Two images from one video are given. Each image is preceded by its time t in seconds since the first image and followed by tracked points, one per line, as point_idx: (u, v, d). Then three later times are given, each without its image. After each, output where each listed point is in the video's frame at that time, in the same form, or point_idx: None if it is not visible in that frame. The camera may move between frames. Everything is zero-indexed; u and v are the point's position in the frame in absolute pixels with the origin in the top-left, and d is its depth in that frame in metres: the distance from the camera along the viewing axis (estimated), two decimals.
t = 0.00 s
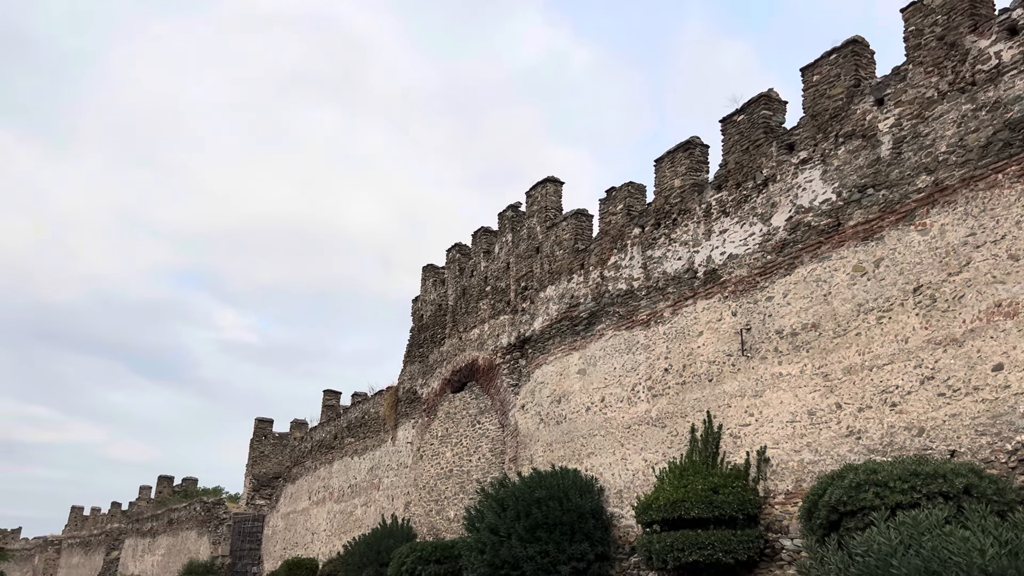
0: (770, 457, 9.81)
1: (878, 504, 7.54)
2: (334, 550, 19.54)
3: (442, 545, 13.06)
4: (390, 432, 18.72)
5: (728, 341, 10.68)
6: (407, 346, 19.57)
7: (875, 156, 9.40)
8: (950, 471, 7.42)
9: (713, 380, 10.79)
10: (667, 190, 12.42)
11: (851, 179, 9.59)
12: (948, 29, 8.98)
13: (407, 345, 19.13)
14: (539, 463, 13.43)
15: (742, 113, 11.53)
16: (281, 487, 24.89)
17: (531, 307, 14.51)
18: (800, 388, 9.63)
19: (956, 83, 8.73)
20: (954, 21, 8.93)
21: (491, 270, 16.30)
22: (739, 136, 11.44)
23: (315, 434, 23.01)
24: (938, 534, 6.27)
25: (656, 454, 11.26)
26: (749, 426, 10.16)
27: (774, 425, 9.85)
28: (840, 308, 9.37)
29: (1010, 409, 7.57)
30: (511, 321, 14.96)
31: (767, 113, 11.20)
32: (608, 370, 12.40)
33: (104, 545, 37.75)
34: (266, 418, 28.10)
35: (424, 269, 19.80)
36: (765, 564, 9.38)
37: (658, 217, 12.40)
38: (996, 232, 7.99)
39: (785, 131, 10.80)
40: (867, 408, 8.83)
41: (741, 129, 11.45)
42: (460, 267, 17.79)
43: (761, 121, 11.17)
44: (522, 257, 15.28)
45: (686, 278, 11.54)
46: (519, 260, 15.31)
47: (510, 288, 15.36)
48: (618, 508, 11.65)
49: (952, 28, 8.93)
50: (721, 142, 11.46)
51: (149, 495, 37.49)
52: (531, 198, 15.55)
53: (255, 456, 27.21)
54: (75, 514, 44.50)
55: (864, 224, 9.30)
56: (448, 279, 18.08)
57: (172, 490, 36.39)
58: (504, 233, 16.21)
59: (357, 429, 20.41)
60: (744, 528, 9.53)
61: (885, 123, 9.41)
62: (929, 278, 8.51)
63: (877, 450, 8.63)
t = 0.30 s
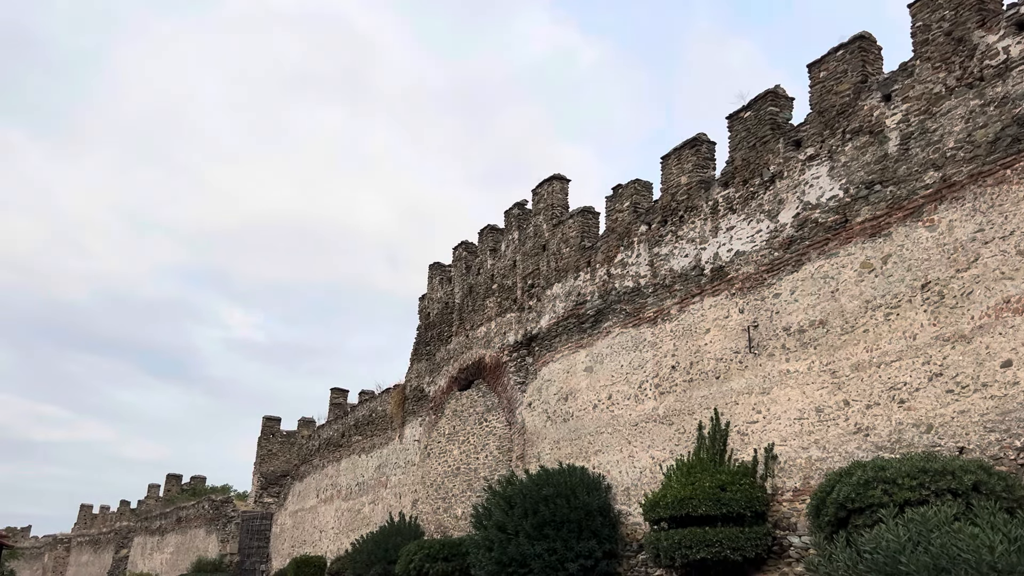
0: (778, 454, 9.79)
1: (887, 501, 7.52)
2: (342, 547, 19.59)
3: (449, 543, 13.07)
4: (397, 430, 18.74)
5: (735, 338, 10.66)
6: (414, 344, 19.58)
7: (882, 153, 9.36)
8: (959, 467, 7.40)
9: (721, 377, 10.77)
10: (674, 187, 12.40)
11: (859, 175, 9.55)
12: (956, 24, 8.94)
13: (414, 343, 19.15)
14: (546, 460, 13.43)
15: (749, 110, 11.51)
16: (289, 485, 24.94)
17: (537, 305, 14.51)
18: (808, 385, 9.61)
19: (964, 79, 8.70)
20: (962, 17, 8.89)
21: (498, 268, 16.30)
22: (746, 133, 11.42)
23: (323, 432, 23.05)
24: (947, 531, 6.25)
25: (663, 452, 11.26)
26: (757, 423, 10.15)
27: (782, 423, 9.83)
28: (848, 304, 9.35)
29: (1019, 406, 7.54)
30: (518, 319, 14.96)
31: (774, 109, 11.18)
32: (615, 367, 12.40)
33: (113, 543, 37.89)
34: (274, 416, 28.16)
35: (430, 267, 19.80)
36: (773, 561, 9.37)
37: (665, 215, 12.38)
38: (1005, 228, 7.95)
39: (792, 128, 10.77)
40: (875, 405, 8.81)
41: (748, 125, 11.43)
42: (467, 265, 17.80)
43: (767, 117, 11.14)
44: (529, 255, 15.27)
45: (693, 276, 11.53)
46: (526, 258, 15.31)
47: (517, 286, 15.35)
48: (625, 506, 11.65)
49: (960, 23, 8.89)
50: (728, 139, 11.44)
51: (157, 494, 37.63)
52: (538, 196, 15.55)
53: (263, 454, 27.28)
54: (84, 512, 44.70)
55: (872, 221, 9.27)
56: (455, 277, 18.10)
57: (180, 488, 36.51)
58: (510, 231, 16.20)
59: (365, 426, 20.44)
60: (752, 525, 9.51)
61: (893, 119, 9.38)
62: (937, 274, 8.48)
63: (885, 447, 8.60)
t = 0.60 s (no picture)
0: (785, 451, 9.78)
1: (894, 498, 7.51)
2: (349, 545, 19.63)
3: (457, 540, 13.09)
4: (404, 428, 18.77)
5: (742, 335, 10.65)
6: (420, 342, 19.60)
7: (889, 148, 9.34)
8: (967, 464, 7.39)
9: (728, 374, 10.76)
10: (680, 184, 12.38)
11: (866, 171, 9.53)
12: (963, 20, 8.90)
13: (420, 341, 19.17)
14: (553, 458, 13.43)
15: (755, 106, 11.49)
16: (296, 483, 25.00)
17: (544, 303, 14.51)
18: (815, 382, 9.60)
19: (972, 74, 8.67)
20: (969, 12, 8.85)
21: (504, 266, 16.31)
22: (753, 130, 11.40)
23: (330, 430, 23.10)
24: (955, 528, 6.22)
25: (671, 449, 11.25)
26: (764, 420, 10.14)
27: (789, 420, 9.82)
28: (855, 301, 9.33)
29: None
30: (525, 316, 14.96)
31: (780, 106, 11.15)
32: (622, 365, 12.39)
33: (122, 541, 38.05)
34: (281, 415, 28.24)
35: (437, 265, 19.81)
36: (781, 558, 9.37)
37: (671, 212, 12.37)
38: (1013, 223, 7.92)
39: (799, 124, 10.75)
40: (883, 402, 8.79)
41: (754, 122, 11.41)
42: (473, 263, 17.81)
43: (774, 114, 11.12)
44: (535, 252, 15.27)
45: (699, 273, 11.51)
46: (532, 256, 15.31)
47: (523, 283, 15.36)
48: (632, 503, 11.65)
49: (967, 18, 8.85)
50: (734, 135, 11.41)
51: (165, 492, 37.78)
52: (544, 193, 15.54)
53: (270, 452, 27.37)
54: (93, 510, 44.92)
55: (879, 217, 9.25)
56: (461, 275, 18.11)
57: (188, 487, 36.64)
58: (517, 229, 16.20)
59: (372, 425, 20.47)
60: (759, 522, 9.50)
61: (900, 115, 9.35)
62: (945, 270, 8.46)
63: (893, 444, 8.59)
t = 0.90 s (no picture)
0: (792, 448, 9.77)
1: (902, 494, 7.50)
2: (357, 542, 19.68)
3: (465, 537, 13.10)
4: (411, 425, 18.80)
5: (749, 331, 10.64)
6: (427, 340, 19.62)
7: (896, 144, 9.31)
8: (975, 460, 7.38)
9: (734, 371, 10.75)
10: (687, 180, 12.36)
11: (873, 166, 9.50)
12: (970, 14, 8.86)
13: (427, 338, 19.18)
14: (560, 455, 13.44)
15: (761, 102, 11.46)
16: (304, 481, 25.06)
17: (550, 299, 14.51)
18: (822, 378, 9.58)
19: (979, 69, 8.63)
20: (976, 6, 8.81)
21: (510, 263, 16.31)
22: (759, 125, 11.37)
23: (337, 428, 23.15)
24: (963, 524, 6.15)
25: (678, 445, 11.25)
26: (771, 416, 10.13)
27: (796, 416, 9.81)
28: (862, 297, 9.31)
29: None
30: (531, 313, 14.96)
31: (786, 101, 11.13)
32: (628, 361, 12.39)
33: (131, 539, 38.21)
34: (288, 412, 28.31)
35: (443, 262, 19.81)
36: (789, 554, 9.37)
37: (677, 208, 12.35)
38: (1020, 218, 7.89)
39: (805, 120, 10.72)
40: (890, 398, 8.77)
41: (760, 118, 11.38)
42: (479, 260, 17.80)
43: (780, 109, 11.09)
44: (541, 249, 15.26)
45: (706, 269, 11.50)
46: (538, 253, 15.30)
47: (530, 280, 15.35)
48: (639, 500, 11.65)
49: (974, 13, 8.81)
50: (740, 131, 11.39)
51: (174, 489, 37.90)
52: (550, 190, 15.54)
53: (278, 450, 27.44)
54: (102, 508, 45.11)
55: (886, 213, 9.23)
56: (467, 272, 18.11)
57: (196, 485, 36.77)
58: (523, 226, 16.20)
59: (379, 422, 20.51)
60: (766, 518, 9.50)
61: (907, 110, 9.32)
62: (952, 266, 8.43)
63: (900, 440, 8.57)
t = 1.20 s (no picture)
0: (800, 443, 9.77)
1: (910, 489, 7.50)
2: (365, 538, 19.73)
3: (472, 533, 13.12)
4: (418, 422, 18.82)
5: (756, 327, 10.63)
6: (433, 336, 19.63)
7: (903, 138, 9.28)
8: (983, 455, 7.38)
9: (741, 366, 10.74)
10: (693, 176, 12.34)
11: (880, 161, 9.47)
12: (978, 7, 8.82)
13: (433, 335, 19.20)
14: (567, 451, 13.45)
15: (768, 97, 11.44)
16: (311, 477, 25.12)
17: (556, 296, 14.51)
18: (829, 373, 9.57)
19: (986, 62, 8.60)
20: None
21: (516, 259, 16.31)
22: (765, 120, 11.35)
23: (344, 424, 23.19)
24: (971, 520, 6.05)
25: (685, 441, 11.24)
26: (778, 412, 10.12)
27: (803, 411, 9.80)
28: (870, 292, 9.29)
29: None
30: (537, 309, 14.96)
31: (793, 96, 11.10)
32: (635, 357, 12.39)
33: (139, 535, 38.37)
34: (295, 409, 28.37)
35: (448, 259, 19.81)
36: (796, 550, 9.37)
37: (683, 204, 12.34)
38: None
39: (812, 115, 10.69)
40: (898, 393, 8.76)
41: (766, 113, 11.36)
42: (485, 256, 17.81)
43: (787, 104, 11.06)
44: (548, 245, 15.26)
45: (712, 265, 11.48)
46: (544, 249, 15.30)
47: (536, 277, 15.35)
48: (646, 496, 11.66)
49: (982, 6, 8.77)
50: (747, 126, 11.37)
51: (182, 486, 38.04)
52: (556, 186, 15.53)
53: (286, 446, 27.52)
54: (111, 505, 45.29)
55: (893, 207, 9.20)
56: (473, 268, 18.12)
57: (204, 481, 36.90)
58: (529, 222, 16.19)
59: (386, 418, 20.55)
60: (774, 514, 9.50)
61: (914, 104, 9.28)
62: (960, 260, 8.41)
63: (908, 435, 8.56)
